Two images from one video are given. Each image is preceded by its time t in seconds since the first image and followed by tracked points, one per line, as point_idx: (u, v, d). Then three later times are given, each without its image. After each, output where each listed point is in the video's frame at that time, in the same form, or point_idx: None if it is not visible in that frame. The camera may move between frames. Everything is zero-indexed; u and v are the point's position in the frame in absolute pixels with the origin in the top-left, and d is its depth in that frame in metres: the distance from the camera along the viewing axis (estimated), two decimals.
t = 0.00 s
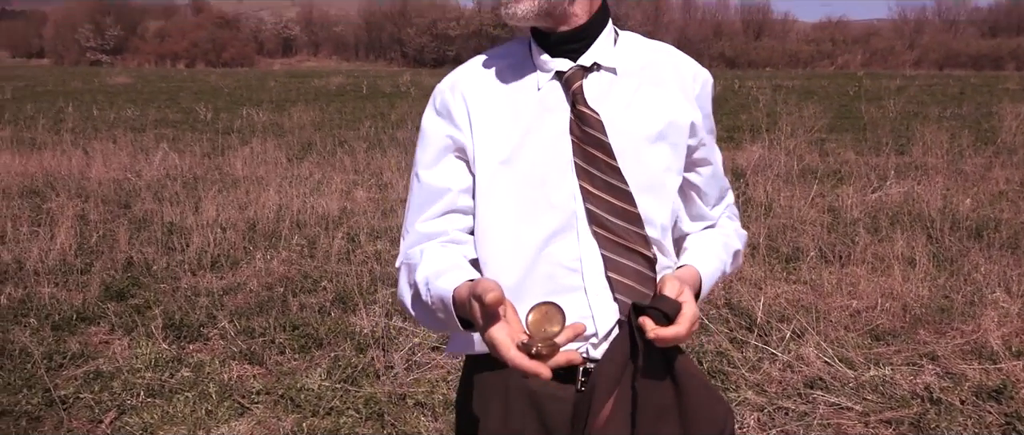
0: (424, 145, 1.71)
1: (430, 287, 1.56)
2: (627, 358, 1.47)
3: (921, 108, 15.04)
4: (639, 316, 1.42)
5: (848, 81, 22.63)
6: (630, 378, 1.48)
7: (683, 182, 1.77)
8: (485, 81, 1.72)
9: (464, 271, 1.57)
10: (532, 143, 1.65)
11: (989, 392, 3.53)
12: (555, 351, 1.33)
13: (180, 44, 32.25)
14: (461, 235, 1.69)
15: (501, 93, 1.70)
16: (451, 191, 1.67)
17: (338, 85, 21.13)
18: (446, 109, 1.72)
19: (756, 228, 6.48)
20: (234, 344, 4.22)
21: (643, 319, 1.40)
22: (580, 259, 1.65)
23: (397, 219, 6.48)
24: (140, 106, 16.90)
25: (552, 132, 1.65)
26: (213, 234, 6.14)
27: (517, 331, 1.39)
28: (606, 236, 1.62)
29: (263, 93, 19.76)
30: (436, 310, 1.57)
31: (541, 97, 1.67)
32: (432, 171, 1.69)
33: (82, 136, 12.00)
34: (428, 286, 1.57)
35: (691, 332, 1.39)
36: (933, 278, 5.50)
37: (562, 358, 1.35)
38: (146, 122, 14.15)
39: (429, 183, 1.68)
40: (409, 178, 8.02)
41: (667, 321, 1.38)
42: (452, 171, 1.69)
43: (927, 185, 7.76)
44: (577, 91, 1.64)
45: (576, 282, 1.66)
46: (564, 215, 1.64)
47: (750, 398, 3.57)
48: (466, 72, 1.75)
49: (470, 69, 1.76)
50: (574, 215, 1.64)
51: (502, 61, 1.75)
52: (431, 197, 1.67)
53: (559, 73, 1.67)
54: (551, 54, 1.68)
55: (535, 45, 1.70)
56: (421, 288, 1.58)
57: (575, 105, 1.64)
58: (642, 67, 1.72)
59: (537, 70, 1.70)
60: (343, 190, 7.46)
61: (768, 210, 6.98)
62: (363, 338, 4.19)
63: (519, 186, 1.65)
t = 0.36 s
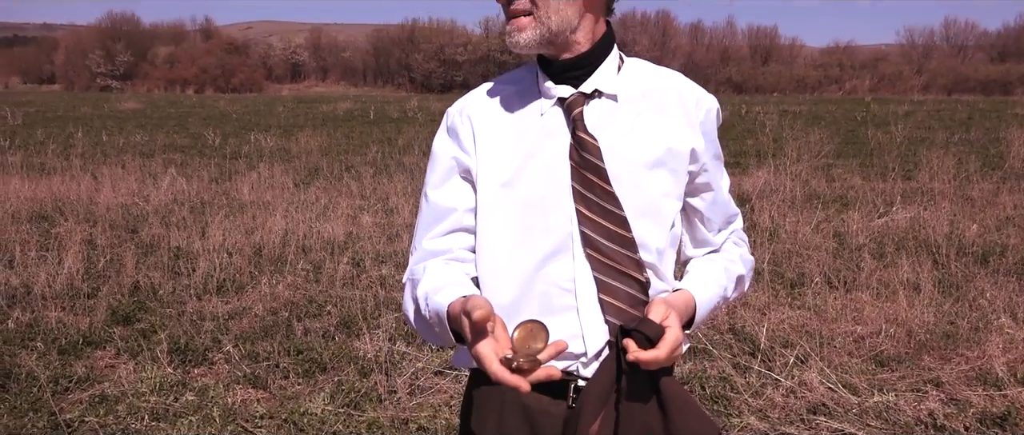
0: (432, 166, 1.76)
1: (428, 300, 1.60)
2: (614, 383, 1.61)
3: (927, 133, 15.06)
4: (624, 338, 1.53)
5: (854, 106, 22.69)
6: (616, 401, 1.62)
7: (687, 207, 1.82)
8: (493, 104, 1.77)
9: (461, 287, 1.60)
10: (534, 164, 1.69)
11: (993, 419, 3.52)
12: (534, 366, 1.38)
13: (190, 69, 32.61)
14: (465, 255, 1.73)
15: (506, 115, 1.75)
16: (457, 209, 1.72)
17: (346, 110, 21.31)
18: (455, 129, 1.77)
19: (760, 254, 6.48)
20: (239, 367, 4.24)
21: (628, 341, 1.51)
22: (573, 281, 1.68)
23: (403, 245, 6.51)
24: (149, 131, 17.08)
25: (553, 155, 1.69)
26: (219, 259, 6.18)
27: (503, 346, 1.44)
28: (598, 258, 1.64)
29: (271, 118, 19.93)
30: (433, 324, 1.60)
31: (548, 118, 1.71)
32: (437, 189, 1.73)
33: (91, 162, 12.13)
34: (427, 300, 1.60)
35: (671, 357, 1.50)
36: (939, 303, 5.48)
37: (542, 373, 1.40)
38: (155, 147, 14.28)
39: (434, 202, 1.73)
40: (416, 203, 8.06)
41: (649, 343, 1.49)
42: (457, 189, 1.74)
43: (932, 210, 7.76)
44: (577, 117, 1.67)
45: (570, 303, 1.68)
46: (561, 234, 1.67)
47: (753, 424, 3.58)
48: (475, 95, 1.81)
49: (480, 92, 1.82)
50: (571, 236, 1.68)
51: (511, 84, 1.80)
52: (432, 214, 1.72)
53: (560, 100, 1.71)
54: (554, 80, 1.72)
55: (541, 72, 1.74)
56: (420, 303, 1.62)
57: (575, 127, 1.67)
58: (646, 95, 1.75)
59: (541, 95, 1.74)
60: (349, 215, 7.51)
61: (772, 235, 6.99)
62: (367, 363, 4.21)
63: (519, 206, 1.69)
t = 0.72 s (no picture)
0: (428, 194, 1.76)
1: (427, 330, 1.59)
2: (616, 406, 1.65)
3: (930, 155, 15.09)
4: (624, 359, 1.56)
5: (857, 127, 22.75)
6: (617, 424, 1.66)
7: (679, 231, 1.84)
8: (489, 130, 1.78)
9: (459, 314, 1.60)
10: (533, 190, 1.71)
11: None
12: (537, 395, 1.40)
13: (194, 91, 32.84)
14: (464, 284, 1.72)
15: (503, 141, 1.75)
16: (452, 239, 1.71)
17: (349, 131, 21.41)
18: (449, 158, 1.77)
19: (762, 276, 6.47)
20: (240, 389, 4.24)
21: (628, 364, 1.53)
22: (574, 307, 1.69)
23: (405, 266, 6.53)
24: (153, 152, 17.18)
25: (552, 181, 1.71)
26: (221, 281, 6.19)
27: (505, 376, 1.45)
28: (599, 283, 1.67)
29: (275, 139, 20.02)
30: (432, 353, 1.60)
31: (546, 144, 1.72)
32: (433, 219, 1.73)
33: (95, 183, 12.19)
34: (426, 330, 1.60)
35: (671, 376, 1.53)
36: (940, 325, 5.47)
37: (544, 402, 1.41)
38: (159, 168, 14.35)
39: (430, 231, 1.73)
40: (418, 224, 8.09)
41: (649, 366, 1.51)
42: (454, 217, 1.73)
43: (934, 232, 7.77)
44: (577, 143, 1.69)
45: (572, 328, 1.70)
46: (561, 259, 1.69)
47: None
48: (470, 122, 1.81)
49: (475, 118, 1.83)
50: (572, 262, 1.69)
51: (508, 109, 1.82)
52: (427, 245, 1.72)
53: (560, 126, 1.72)
54: (551, 107, 1.74)
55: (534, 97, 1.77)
56: (419, 332, 1.62)
57: (574, 154, 1.70)
58: (641, 121, 1.78)
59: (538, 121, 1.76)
60: (352, 237, 7.53)
61: (774, 257, 7.00)
62: (368, 384, 4.21)
63: (519, 233, 1.70)
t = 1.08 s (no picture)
0: (425, 227, 1.70)
1: (438, 365, 1.58)
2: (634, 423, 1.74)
3: (931, 177, 15.11)
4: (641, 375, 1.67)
5: (858, 149, 22.79)
6: None
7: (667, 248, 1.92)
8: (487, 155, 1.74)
9: (469, 346, 1.59)
10: (543, 219, 1.71)
11: None
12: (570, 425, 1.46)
13: (196, 113, 32.98)
14: (466, 313, 1.71)
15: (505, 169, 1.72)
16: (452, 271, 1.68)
17: (351, 153, 21.48)
18: (446, 185, 1.71)
19: (763, 298, 6.45)
20: (240, 412, 4.24)
21: (651, 380, 1.65)
22: (591, 332, 1.73)
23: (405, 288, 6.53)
24: (155, 174, 17.23)
25: (565, 206, 1.73)
26: (223, 302, 6.19)
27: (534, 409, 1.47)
28: (616, 306, 1.70)
29: (276, 161, 20.07)
30: (445, 386, 1.59)
31: (553, 170, 1.73)
32: (434, 253, 1.69)
33: (96, 204, 12.22)
34: (437, 364, 1.58)
35: (688, 386, 1.66)
36: (942, 347, 5.45)
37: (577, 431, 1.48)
38: (160, 190, 14.38)
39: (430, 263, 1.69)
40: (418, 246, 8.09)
41: (672, 381, 1.64)
42: (454, 249, 1.70)
43: (936, 253, 7.77)
44: (589, 168, 1.72)
45: (590, 353, 1.72)
46: (576, 285, 1.72)
47: None
48: (463, 145, 1.76)
49: (466, 140, 1.78)
50: (587, 287, 1.72)
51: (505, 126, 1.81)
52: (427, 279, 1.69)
53: (571, 150, 1.74)
54: (558, 130, 1.75)
55: (534, 114, 1.78)
56: (428, 366, 1.60)
57: (586, 178, 1.73)
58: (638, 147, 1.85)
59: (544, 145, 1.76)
60: (352, 258, 7.54)
61: (775, 279, 7.00)
62: (369, 406, 4.22)
63: (531, 265, 1.70)
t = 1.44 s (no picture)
0: (440, 250, 1.66)
1: (473, 387, 1.54)
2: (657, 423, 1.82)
3: (932, 197, 15.13)
4: (660, 378, 1.81)
5: (858, 168, 22.85)
6: None
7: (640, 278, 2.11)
8: (500, 175, 1.73)
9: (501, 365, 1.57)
10: (562, 238, 1.74)
11: None
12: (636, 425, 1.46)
13: (197, 132, 33.08)
14: (469, 337, 1.72)
15: (522, 189, 1.73)
16: (462, 296, 1.67)
17: (351, 172, 21.54)
18: (461, 208, 1.67)
19: (763, 316, 6.45)
20: (240, 429, 4.25)
21: (670, 379, 1.79)
22: (612, 343, 1.80)
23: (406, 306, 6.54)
24: (155, 193, 17.26)
25: (581, 221, 1.79)
26: (223, 321, 6.19)
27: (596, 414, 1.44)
28: (633, 313, 1.81)
29: (276, 180, 20.11)
30: (478, 409, 1.55)
31: (567, 184, 1.79)
32: (454, 278, 1.65)
33: (97, 224, 12.24)
34: (472, 387, 1.54)
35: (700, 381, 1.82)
36: (942, 365, 5.45)
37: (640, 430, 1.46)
38: (161, 209, 14.41)
39: (446, 287, 1.66)
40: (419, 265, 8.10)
41: (694, 375, 1.78)
42: (468, 271, 1.67)
43: (936, 272, 7.77)
44: (599, 183, 1.83)
45: (612, 363, 1.80)
46: (595, 300, 1.77)
47: None
48: (472, 165, 1.74)
49: (471, 160, 1.76)
50: (606, 299, 1.80)
51: (498, 142, 1.82)
52: (445, 303, 1.66)
53: (582, 167, 1.82)
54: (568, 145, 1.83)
55: (539, 128, 1.84)
56: (459, 388, 1.56)
57: (596, 192, 1.83)
58: (620, 168, 2.07)
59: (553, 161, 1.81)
60: (353, 277, 7.56)
61: (776, 298, 7.01)
62: (369, 425, 4.26)
63: (553, 285, 1.72)
